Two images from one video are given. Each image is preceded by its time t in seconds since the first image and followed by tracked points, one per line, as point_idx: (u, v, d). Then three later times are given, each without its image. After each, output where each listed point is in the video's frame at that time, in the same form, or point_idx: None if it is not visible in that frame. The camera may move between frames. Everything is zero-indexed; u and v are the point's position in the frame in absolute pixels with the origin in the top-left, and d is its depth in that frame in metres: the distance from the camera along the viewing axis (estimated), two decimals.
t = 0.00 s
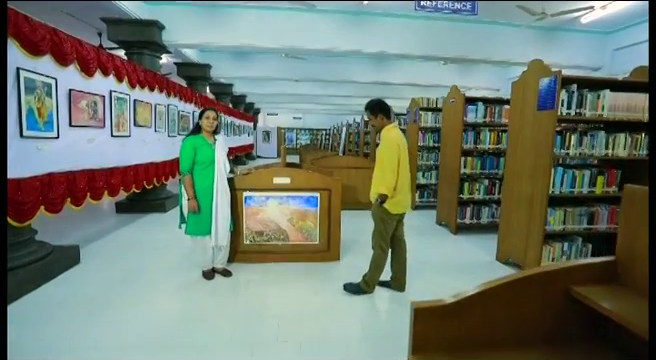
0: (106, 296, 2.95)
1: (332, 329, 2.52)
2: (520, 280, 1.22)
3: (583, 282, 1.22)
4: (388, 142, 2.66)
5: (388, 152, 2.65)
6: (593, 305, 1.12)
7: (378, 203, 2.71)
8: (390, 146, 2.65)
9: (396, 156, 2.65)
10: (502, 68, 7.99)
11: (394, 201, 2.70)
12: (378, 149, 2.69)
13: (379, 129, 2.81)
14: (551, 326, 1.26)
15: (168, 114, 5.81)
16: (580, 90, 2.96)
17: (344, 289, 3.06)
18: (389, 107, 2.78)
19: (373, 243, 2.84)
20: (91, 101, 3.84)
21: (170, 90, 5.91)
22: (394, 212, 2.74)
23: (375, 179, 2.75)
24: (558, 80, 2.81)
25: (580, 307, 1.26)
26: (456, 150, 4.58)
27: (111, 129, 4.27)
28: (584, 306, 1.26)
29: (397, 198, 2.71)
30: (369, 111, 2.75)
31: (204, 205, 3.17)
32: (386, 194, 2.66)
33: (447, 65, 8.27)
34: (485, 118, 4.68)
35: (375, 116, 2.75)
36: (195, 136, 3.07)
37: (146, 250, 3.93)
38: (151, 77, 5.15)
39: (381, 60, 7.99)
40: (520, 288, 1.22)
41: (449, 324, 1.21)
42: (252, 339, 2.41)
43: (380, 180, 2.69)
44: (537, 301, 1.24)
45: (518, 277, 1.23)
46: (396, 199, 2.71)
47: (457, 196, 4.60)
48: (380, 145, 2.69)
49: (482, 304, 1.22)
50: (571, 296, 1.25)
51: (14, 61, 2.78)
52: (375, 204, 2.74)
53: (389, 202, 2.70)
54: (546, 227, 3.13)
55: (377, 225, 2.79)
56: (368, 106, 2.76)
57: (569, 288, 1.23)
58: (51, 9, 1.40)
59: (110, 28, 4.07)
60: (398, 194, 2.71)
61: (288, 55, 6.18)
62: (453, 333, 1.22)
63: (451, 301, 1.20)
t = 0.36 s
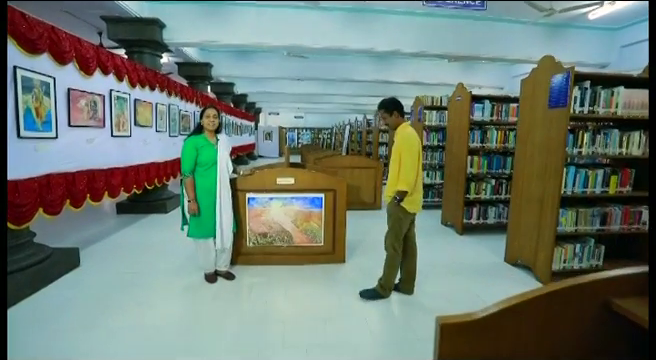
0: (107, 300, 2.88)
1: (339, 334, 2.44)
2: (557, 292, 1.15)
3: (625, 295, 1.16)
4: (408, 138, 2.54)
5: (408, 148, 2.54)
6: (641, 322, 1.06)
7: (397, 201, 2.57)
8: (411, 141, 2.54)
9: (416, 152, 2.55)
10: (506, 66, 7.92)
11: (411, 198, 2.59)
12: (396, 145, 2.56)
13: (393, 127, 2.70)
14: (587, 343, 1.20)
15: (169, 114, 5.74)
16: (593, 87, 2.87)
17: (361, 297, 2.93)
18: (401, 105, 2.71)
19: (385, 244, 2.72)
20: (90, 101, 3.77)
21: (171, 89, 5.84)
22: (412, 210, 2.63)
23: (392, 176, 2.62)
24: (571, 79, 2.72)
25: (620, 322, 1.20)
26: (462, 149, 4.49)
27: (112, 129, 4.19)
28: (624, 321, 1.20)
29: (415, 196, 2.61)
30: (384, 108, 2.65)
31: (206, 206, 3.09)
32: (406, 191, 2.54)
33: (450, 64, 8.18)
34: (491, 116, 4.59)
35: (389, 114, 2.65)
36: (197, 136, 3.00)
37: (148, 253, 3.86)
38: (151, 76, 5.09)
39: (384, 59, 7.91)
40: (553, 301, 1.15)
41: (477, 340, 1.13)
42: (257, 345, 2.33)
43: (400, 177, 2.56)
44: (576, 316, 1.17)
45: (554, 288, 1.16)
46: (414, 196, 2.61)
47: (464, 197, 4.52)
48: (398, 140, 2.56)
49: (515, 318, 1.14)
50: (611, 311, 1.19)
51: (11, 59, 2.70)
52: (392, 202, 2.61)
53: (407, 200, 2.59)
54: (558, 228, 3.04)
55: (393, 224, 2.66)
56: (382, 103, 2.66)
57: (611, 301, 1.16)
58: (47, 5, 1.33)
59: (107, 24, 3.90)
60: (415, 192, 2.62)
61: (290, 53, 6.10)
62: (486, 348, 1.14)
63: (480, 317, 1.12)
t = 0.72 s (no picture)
0: (108, 299, 2.83)
1: (347, 336, 2.38)
2: (602, 306, 1.13)
3: None
4: (418, 132, 2.46)
5: (418, 143, 2.45)
6: None
7: (405, 198, 2.47)
8: (421, 136, 2.46)
9: (425, 148, 2.46)
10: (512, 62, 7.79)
11: (419, 195, 2.50)
12: (406, 140, 2.48)
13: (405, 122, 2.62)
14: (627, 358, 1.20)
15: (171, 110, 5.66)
16: (609, 83, 2.78)
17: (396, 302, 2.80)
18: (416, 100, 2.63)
19: (400, 242, 2.61)
20: (91, 97, 3.70)
21: (173, 85, 5.76)
22: (419, 208, 2.53)
23: (400, 171, 2.53)
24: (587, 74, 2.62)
25: None
26: (470, 146, 4.41)
27: (113, 125, 4.12)
28: None
29: (422, 193, 2.51)
30: (397, 103, 2.57)
31: (210, 204, 3.02)
32: (414, 188, 2.44)
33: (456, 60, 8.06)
34: (500, 113, 4.50)
35: (403, 109, 2.58)
36: (199, 133, 2.93)
37: (150, 251, 3.80)
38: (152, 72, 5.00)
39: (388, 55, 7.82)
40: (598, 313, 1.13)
41: (521, 357, 1.07)
42: (263, 347, 2.27)
43: (407, 172, 2.47)
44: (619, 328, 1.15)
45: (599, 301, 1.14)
46: (422, 193, 2.51)
47: (471, 195, 4.44)
48: (409, 135, 2.48)
49: (561, 333, 1.10)
50: None
51: (9, 53, 2.63)
52: (399, 199, 2.53)
53: (415, 197, 2.49)
54: (571, 228, 2.96)
55: (403, 222, 2.56)
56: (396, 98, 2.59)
57: None
58: None
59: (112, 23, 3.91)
60: (423, 189, 2.52)
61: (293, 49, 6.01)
62: None
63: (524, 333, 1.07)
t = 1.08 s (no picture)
0: (112, 301, 2.78)
1: (355, 341, 2.31)
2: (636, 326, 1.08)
3: None
4: (428, 130, 2.37)
5: (428, 141, 2.35)
6: None
7: (419, 198, 2.40)
8: (430, 134, 2.37)
9: (436, 145, 2.36)
10: (520, 59, 7.67)
11: (433, 195, 2.41)
12: (415, 139, 2.40)
13: (413, 121, 2.52)
14: None
15: (175, 109, 5.61)
16: (628, 79, 2.69)
17: (410, 308, 2.68)
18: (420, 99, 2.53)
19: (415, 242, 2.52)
20: (95, 95, 3.66)
21: (177, 83, 5.71)
22: (434, 208, 2.45)
23: (412, 172, 2.46)
24: (604, 71, 2.53)
25: None
26: (479, 145, 4.32)
27: (117, 124, 4.08)
28: None
29: (437, 192, 2.42)
30: (402, 103, 2.49)
31: (215, 204, 2.96)
32: (427, 187, 2.36)
33: (462, 57, 7.95)
34: (510, 111, 4.39)
35: (408, 108, 2.49)
36: (204, 131, 2.87)
37: (154, 252, 3.75)
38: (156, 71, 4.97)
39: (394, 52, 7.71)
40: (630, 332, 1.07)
41: None
42: (270, 353, 2.20)
43: (420, 172, 2.39)
44: None
45: (632, 322, 1.08)
46: (436, 193, 2.43)
47: (480, 194, 4.36)
48: (418, 134, 2.40)
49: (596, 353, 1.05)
50: None
51: (10, 51, 2.58)
52: (415, 201, 2.44)
53: (429, 197, 2.41)
54: (586, 229, 2.87)
55: (418, 224, 2.47)
56: (400, 98, 2.50)
57: None
58: None
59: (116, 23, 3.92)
60: (437, 188, 2.44)
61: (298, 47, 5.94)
62: None
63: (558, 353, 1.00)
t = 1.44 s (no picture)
0: (118, 301, 2.76)
1: (364, 347, 2.25)
2: None
3: None
4: (442, 128, 2.29)
5: (444, 140, 2.27)
6: None
7: (435, 200, 2.32)
8: (446, 134, 2.28)
9: (453, 145, 2.28)
10: (532, 56, 7.51)
11: (450, 196, 2.33)
12: (429, 140, 2.31)
13: (424, 121, 2.43)
14: None
15: (182, 107, 5.60)
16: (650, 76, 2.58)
17: (417, 321, 2.50)
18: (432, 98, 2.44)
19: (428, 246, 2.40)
20: (102, 93, 3.64)
21: (184, 82, 5.69)
22: (449, 210, 2.37)
23: (427, 173, 2.37)
24: (627, 67, 2.41)
25: None
26: (490, 144, 4.21)
27: (124, 122, 4.06)
28: None
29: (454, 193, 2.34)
30: (412, 102, 2.39)
31: (220, 204, 2.91)
32: (444, 189, 2.28)
33: (471, 55, 7.81)
34: (523, 110, 4.27)
35: (419, 107, 2.39)
36: (211, 129, 2.83)
37: (160, 251, 3.73)
38: (163, 68, 4.96)
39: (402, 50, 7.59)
40: None
41: None
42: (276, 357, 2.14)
43: (436, 173, 2.31)
44: None
45: None
46: (452, 195, 2.35)
47: (491, 195, 4.26)
48: (432, 134, 2.31)
49: None
50: None
51: (16, 48, 2.55)
52: (430, 202, 2.36)
53: (446, 199, 2.33)
54: (604, 233, 2.76)
55: (432, 227, 2.37)
56: (411, 96, 2.40)
57: None
58: None
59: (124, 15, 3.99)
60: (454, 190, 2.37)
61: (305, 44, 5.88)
62: None
63: None
